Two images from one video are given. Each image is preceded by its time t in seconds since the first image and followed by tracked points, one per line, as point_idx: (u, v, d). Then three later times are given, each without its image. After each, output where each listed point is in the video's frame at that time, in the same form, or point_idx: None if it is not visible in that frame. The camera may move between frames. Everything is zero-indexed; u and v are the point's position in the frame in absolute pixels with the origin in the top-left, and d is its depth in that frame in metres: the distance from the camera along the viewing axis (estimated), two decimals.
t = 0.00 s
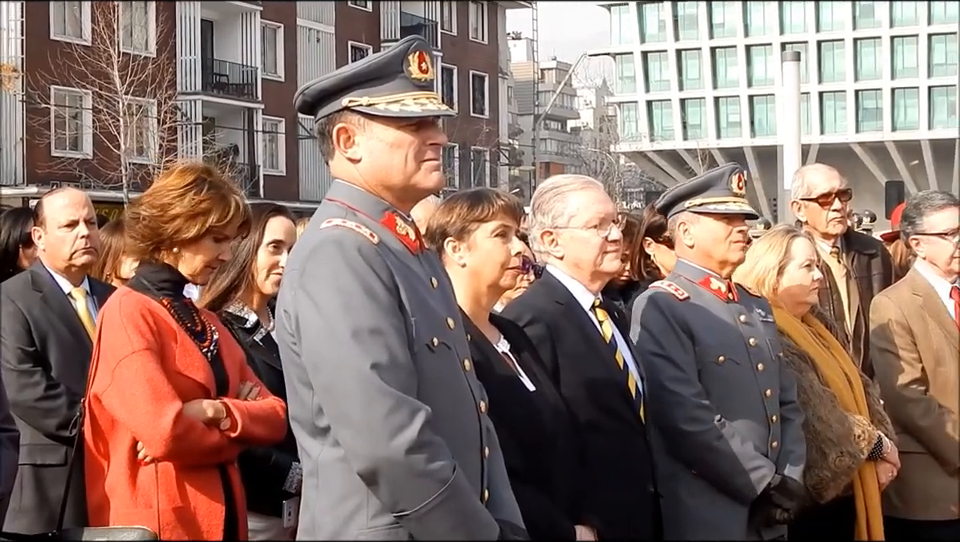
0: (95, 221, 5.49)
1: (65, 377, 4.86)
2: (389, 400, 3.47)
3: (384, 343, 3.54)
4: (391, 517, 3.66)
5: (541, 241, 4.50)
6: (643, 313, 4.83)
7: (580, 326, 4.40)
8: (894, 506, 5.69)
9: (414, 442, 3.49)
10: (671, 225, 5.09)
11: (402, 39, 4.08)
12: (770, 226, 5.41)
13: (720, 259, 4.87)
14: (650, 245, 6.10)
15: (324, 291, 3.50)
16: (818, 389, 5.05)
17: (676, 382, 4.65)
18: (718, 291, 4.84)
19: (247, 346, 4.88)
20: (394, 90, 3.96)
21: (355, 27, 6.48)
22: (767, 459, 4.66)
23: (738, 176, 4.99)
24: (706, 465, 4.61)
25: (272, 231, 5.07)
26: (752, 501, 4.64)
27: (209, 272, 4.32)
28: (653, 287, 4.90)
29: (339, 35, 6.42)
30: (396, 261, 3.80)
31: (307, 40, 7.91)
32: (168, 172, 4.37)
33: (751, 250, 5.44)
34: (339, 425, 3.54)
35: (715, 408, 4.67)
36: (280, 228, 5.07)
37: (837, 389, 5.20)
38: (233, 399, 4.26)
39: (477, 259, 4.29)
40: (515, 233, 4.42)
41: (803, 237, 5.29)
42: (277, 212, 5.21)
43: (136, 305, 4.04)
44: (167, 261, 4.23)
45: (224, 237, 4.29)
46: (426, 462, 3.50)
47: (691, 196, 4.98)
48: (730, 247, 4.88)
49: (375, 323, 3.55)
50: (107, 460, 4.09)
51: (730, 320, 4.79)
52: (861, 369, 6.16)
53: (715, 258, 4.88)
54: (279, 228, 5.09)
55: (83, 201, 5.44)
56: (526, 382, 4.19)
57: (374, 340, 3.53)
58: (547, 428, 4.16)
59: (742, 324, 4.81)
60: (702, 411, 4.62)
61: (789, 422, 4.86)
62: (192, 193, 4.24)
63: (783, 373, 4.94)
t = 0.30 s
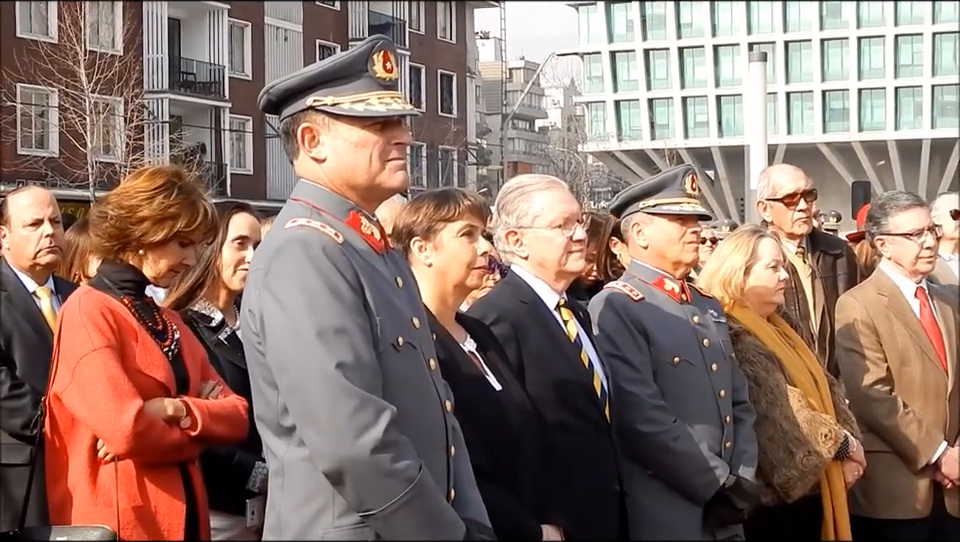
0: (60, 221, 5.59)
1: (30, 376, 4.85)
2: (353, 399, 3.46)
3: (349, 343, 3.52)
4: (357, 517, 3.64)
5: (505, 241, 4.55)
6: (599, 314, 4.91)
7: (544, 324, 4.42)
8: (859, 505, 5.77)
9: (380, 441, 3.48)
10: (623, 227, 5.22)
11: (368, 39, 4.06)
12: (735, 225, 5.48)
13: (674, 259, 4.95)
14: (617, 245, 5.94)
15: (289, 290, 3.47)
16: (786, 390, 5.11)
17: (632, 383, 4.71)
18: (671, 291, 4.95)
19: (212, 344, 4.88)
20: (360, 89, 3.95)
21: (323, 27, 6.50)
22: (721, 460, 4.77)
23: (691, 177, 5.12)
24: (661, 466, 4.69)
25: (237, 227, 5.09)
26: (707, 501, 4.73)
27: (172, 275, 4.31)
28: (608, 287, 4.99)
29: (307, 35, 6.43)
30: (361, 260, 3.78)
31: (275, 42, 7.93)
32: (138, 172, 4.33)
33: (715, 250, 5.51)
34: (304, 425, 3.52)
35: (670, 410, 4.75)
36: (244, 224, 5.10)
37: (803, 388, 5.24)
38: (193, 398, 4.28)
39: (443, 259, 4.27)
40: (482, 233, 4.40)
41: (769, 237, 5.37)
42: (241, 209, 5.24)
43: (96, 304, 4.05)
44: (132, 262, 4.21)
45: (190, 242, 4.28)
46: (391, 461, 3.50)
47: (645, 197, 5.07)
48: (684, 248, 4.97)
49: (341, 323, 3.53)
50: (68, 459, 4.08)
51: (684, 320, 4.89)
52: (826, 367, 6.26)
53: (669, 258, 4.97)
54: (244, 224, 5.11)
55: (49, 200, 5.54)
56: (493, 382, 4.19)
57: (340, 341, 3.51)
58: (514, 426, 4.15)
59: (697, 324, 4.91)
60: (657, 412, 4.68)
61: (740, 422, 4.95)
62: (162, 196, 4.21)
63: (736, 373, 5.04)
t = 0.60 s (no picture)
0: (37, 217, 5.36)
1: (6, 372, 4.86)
2: (330, 397, 3.44)
3: (326, 340, 3.50)
4: (334, 514, 3.62)
5: (482, 238, 4.58)
6: (571, 312, 5.12)
7: (522, 323, 4.42)
8: (836, 503, 5.76)
9: (356, 439, 3.46)
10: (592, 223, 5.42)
11: (345, 36, 4.05)
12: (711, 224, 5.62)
13: (643, 256, 5.19)
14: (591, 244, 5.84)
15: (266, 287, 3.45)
16: (761, 386, 5.26)
17: (603, 380, 4.92)
18: (640, 289, 5.18)
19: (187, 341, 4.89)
20: (337, 88, 3.93)
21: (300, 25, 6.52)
22: (693, 456, 4.97)
23: (660, 175, 5.36)
24: (632, 462, 4.90)
25: (212, 224, 5.17)
26: (679, 496, 4.90)
27: (146, 273, 4.32)
28: (578, 285, 5.21)
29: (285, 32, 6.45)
30: (338, 258, 3.76)
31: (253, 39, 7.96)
32: (115, 169, 4.35)
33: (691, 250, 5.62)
34: (281, 422, 3.50)
35: (642, 406, 4.97)
36: (220, 221, 5.17)
37: (782, 387, 5.36)
38: (168, 395, 4.27)
39: (419, 256, 4.28)
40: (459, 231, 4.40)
41: (746, 235, 5.53)
42: (216, 205, 5.31)
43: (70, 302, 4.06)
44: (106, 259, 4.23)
45: (165, 241, 4.29)
46: (368, 459, 3.47)
47: (614, 195, 5.30)
48: (653, 245, 5.21)
49: (318, 320, 3.50)
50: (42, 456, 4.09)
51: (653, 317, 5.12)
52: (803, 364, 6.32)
53: (638, 256, 5.20)
54: (219, 221, 5.18)
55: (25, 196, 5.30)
56: (469, 379, 4.18)
57: (316, 339, 3.49)
58: (491, 424, 4.15)
59: (666, 320, 5.14)
60: (627, 409, 4.88)
61: (711, 417, 5.18)
62: (137, 193, 4.23)
63: (707, 371, 5.24)
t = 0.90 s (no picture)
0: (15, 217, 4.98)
1: None
2: (309, 395, 3.42)
3: (305, 339, 3.48)
4: (312, 513, 3.58)
5: (460, 237, 4.60)
6: (550, 312, 5.13)
7: (501, 323, 4.42)
8: (814, 500, 5.86)
9: (335, 437, 3.44)
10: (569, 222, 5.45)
11: (324, 36, 4.02)
12: (687, 223, 5.66)
13: (620, 254, 5.23)
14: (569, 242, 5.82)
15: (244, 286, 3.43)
16: (738, 384, 5.31)
17: (582, 379, 4.93)
18: (618, 287, 5.19)
19: (162, 341, 4.88)
20: (315, 87, 3.91)
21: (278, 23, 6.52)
22: (672, 454, 5.00)
23: (636, 173, 5.39)
24: (610, 460, 4.92)
25: (186, 224, 5.19)
26: (657, 494, 4.92)
27: (125, 274, 4.30)
28: (555, 283, 5.23)
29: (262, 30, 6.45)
30: (317, 257, 3.73)
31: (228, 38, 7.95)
32: (95, 170, 4.35)
33: (667, 248, 5.63)
34: (260, 420, 3.47)
35: (620, 404, 5.00)
36: (194, 221, 5.20)
37: (759, 387, 5.41)
38: (145, 394, 4.29)
39: (395, 255, 4.28)
40: (435, 230, 4.42)
41: (721, 234, 5.57)
42: (190, 205, 5.33)
43: (48, 302, 4.09)
44: (85, 260, 4.21)
45: (143, 241, 4.27)
46: (347, 457, 3.45)
47: (590, 193, 5.34)
48: (630, 243, 5.25)
49: (296, 319, 3.48)
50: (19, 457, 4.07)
51: (632, 314, 5.15)
52: (782, 364, 6.31)
53: (615, 254, 5.24)
54: (194, 221, 5.21)
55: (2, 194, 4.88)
56: (445, 378, 4.20)
57: (295, 337, 3.47)
58: (467, 422, 4.17)
59: (644, 318, 5.17)
60: (605, 406, 4.91)
61: (690, 415, 5.21)
62: (114, 194, 4.21)
63: (685, 368, 5.28)
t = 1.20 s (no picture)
0: None
1: None
2: (286, 394, 3.36)
3: (282, 339, 3.42)
4: (289, 512, 3.53)
5: (437, 236, 4.61)
6: (530, 311, 5.13)
7: (477, 322, 4.44)
8: (792, 499, 5.87)
9: (312, 436, 3.38)
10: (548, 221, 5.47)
11: (300, 34, 3.92)
12: (664, 222, 5.68)
13: (600, 253, 5.24)
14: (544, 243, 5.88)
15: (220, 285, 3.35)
16: (715, 383, 5.34)
17: (561, 377, 4.94)
18: (597, 286, 5.22)
19: (137, 339, 4.90)
20: (292, 86, 3.81)
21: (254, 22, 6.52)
22: (652, 451, 5.00)
23: (615, 171, 5.41)
24: (591, 458, 4.92)
25: (162, 223, 5.21)
26: (638, 492, 4.93)
27: (105, 274, 4.29)
28: (535, 282, 5.23)
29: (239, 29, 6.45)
30: (293, 256, 3.66)
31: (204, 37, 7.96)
32: (75, 168, 4.33)
33: (644, 249, 5.69)
34: (236, 419, 3.41)
35: (600, 402, 5.00)
36: (169, 220, 5.22)
37: (735, 384, 5.44)
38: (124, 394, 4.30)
39: (371, 254, 4.30)
40: (411, 229, 4.43)
41: (698, 233, 5.60)
42: (165, 204, 5.35)
43: (26, 301, 4.07)
44: (63, 260, 4.21)
45: (122, 240, 4.26)
46: (323, 456, 3.40)
47: (570, 192, 5.35)
48: (609, 242, 5.26)
49: (273, 318, 3.42)
50: None
51: (612, 313, 5.16)
52: (758, 362, 6.45)
53: (595, 252, 5.25)
54: (169, 220, 5.23)
55: None
56: (421, 378, 4.23)
57: (272, 337, 3.40)
58: (442, 421, 4.19)
59: (623, 317, 5.18)
60: (586, 405, 4.89)
61: (669, 413, 5.22)
62: (93, 192, 4.20)
63: (664, 366, 5.29)
